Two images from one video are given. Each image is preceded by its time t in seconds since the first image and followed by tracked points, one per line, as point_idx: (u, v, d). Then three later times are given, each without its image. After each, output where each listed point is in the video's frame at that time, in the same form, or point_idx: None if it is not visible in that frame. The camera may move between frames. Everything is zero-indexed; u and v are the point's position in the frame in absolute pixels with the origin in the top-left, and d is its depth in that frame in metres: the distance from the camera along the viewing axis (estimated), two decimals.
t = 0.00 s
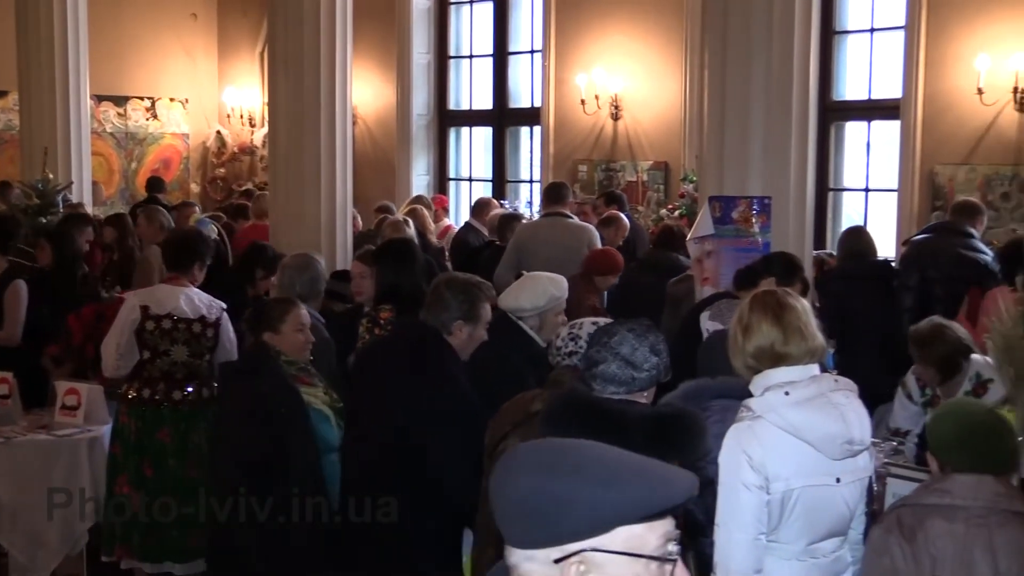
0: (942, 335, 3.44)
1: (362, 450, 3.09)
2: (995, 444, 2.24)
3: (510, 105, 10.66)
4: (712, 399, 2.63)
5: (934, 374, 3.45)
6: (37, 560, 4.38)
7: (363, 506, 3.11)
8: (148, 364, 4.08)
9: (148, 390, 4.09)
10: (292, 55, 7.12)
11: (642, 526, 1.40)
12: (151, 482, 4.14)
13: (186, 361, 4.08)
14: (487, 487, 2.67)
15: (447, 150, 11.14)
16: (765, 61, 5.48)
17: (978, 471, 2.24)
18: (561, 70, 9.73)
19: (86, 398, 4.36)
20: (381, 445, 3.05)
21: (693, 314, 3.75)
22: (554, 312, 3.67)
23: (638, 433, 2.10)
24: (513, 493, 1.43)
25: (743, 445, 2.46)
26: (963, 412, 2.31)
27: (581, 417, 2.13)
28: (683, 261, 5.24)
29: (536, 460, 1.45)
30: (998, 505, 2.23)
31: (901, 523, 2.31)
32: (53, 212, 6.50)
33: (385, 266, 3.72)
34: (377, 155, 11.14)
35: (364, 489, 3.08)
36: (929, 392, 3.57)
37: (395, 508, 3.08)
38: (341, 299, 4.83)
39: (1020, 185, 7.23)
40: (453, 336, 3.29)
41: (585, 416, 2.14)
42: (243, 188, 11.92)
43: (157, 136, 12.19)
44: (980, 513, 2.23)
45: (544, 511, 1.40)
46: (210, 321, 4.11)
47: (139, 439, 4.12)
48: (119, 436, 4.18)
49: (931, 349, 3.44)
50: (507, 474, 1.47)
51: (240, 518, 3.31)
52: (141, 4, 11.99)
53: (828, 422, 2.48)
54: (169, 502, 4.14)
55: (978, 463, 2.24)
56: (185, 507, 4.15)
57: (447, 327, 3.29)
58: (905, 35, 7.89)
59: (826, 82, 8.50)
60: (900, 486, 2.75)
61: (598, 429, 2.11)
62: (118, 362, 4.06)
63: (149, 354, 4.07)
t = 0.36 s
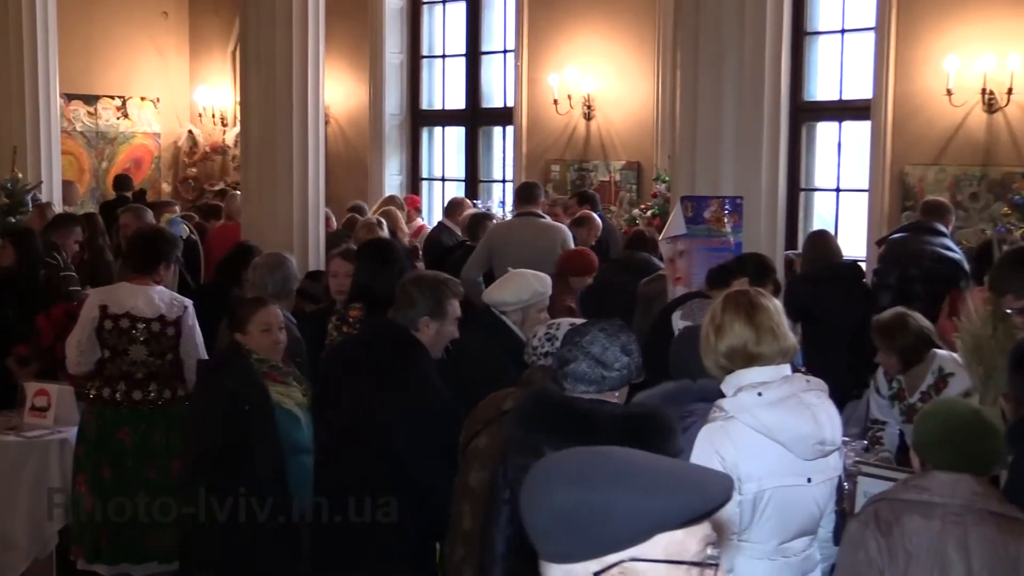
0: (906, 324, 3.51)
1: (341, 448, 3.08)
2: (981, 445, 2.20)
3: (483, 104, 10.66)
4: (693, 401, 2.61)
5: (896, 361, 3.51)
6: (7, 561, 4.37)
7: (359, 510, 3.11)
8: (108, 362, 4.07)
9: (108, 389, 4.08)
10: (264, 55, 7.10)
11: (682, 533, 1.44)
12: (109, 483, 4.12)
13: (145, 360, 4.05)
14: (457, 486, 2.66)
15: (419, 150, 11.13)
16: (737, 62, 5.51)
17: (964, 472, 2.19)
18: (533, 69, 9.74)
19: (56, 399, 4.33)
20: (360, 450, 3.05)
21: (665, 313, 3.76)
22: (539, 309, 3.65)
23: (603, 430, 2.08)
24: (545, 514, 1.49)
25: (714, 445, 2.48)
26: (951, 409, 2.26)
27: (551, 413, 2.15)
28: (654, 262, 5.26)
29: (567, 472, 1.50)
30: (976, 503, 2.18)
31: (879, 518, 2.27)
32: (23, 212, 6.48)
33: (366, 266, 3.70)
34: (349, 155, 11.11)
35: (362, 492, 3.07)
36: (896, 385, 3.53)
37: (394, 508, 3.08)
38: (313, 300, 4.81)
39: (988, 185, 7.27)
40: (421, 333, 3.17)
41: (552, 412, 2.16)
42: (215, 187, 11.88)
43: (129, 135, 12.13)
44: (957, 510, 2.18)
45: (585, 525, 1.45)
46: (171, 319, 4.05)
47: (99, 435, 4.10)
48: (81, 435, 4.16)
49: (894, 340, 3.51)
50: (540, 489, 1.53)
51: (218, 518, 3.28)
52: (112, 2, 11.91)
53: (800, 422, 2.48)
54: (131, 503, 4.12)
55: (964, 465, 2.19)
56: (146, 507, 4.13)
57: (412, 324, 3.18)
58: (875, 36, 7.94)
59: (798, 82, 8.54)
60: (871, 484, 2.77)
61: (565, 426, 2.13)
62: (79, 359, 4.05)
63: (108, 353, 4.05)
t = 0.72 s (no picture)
0: (876, 308, 3.55)
1: (320, 449, 3.06)
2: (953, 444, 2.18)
3: (461, 104, 10.67)
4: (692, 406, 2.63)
5: (868, 348, 3.54)
6: None
7: (359, 508, 3.05)
8: (82, 364, 4.07)
9: (81, 390, 4.06)
10: (242, 54, 7.09)
11: (773, 568, 1.69)
12: (82, 484, 4.09)
13: (116, 362, 4.02)
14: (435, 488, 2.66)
15: (398, 150, 11.12)
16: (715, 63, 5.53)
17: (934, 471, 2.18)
18: (512, 70, 9.75)
19: (31, 401, 4.27)
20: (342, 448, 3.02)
21: (643, 313, 3.76)
22: (524, 311, 3.56)
23: (583, 434, 2.19)
24: (627, 543, 1.73)
25: (692, 444, 2.46)
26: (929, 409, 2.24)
27: (527, 415, 2.23)
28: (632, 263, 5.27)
29: (653, 506, 1.73)
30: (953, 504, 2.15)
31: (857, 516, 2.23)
32: None
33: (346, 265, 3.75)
34: (328, 155, 11.10)
35: (361, 492, 3.02)
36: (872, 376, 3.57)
37: (395, 509, 3.03)
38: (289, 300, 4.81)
39: (964, 185, 7.30)
40: (389, 333, 3.10)
41: (528, 415, 2.23)
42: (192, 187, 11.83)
43: (106, 135, 12.07)
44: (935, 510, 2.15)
45: (671, 561, 1.70)
46: (141, 321, 4.00)
47: (71, 441, 4.09)
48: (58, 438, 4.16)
49: (864, 325, 3.53)
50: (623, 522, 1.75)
51: (218, 518, 3.26)
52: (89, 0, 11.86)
53: (777, 422, 2.43)
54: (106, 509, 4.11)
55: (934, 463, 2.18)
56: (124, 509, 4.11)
57: (382, 323, 3.11)
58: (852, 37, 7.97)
59: (775, 82, 8.57)
60: (850, 482, 2.78)
61: (541, 428, 2.22)
62: (54, 359, 4.10)
63: (81, 355, 4.06)
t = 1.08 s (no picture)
0: (845, 303, 3.66)
1: (304, 451, 3.06)
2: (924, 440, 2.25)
3: (443, 105, 10.67)
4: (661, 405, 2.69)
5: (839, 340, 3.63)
6: None
7: (359, 508, 3.04)
8: (66, 366, 4.04)
9: (67, 392, 4.04)
10: (223, 53, 7.07)
11: None
12: (68, 485, 4.08)
13: (102, 363, 4.01)
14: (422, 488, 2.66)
15: (380, 150, 11.12)
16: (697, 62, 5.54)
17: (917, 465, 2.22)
18: (494, 69, 9.75)
19: (13, 403, 4.27)
20: (335, 451, 3.02)
21: (626, 312, 3.77)
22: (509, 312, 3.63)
23: (562, 436, 2.25)
24: None
25: (677, 445, 2.43)
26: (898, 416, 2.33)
27: (501, 418, 2.27)
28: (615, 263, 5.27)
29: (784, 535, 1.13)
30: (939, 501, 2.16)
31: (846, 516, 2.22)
32: None
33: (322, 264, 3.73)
34: (310, 155, 11.08)
35: (361, 492, 3.02)
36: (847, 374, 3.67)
37: (395, 509, 3.04)
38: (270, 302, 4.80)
39: (944, 184, 7.33)
40: (381, 335, 3.09)
41: (504, 418, 2.27)
42: (174, 187, 11.79)
43: (87, 135, 12.02)
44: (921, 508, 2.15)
45: None
46: (127, 321, 4.01)
47: (56, 442, 4.07)
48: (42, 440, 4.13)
49: (835, 318, 3.63)
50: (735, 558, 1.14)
51: (218, 518, 3.29)
52: None
53: (763, 421, 2.44)
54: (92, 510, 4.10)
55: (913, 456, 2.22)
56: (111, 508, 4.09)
57: (372, 325, 3.10)
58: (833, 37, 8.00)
59: (757, 82, 8.60)
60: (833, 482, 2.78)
61: (519, 432, 2.25)
62: (38, 362, 4.06)
63: (66, 357, 4.03)
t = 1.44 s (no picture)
0: (817, 291, 3.69)
1: (289, 452, 3.06)
2: (896, 434, 2.27)
3: (423, 103, 10.66)
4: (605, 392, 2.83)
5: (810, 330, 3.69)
6: None
7: (359, 508, 3.06)
8: (53, 367, 4.02)
9: (54, 394, 4.02)
10: (201, 52, 7.05)
11: None
12: (57, 486, 4.05)
13: (92, 363, 4.02)
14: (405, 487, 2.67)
15: (360, 148, 11.09)
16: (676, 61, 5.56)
17: (888, 463, 2.26)
18: (474, 67, 9.75)
19: None
20: (334, 449, 3.00)
21: (606, 309, 3.79)
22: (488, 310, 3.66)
23: (492, 442, 2.24)
24: None
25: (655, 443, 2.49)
26: (868, 410, 2.36)
27: (426, 430, 2.26)
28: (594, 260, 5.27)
29: None
30: (911, 497, 2.21)
31: (818, 514, 2.26)
32: None
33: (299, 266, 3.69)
34: (290, 154, 11.04)
35: (361, 492, 3.04)
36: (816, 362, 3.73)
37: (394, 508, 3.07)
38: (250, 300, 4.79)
39: (922, 180, 7.36)
40: (395, 336, 3.18)
41: (432, 428, 2.25)
42: (153, 186, 11.73)
43: (64, 134, 11.95)
44: (894, 502, 2.20)
45: None
46: (115, 319, 4.03)
47: (44, 443, 4.04)
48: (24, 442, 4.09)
49: (806, 305, 3.68)
50: None
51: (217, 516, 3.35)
52: None
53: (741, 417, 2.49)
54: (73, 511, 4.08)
55: (884, 454, 2.26)
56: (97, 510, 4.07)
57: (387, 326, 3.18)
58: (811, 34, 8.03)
59: (735, 79, 8.63)
60: (812, 477, 2.80)
61: (448, 444, 2.23)
62: (22, 366, 4.00)
63: (53, 358, 4.01)
